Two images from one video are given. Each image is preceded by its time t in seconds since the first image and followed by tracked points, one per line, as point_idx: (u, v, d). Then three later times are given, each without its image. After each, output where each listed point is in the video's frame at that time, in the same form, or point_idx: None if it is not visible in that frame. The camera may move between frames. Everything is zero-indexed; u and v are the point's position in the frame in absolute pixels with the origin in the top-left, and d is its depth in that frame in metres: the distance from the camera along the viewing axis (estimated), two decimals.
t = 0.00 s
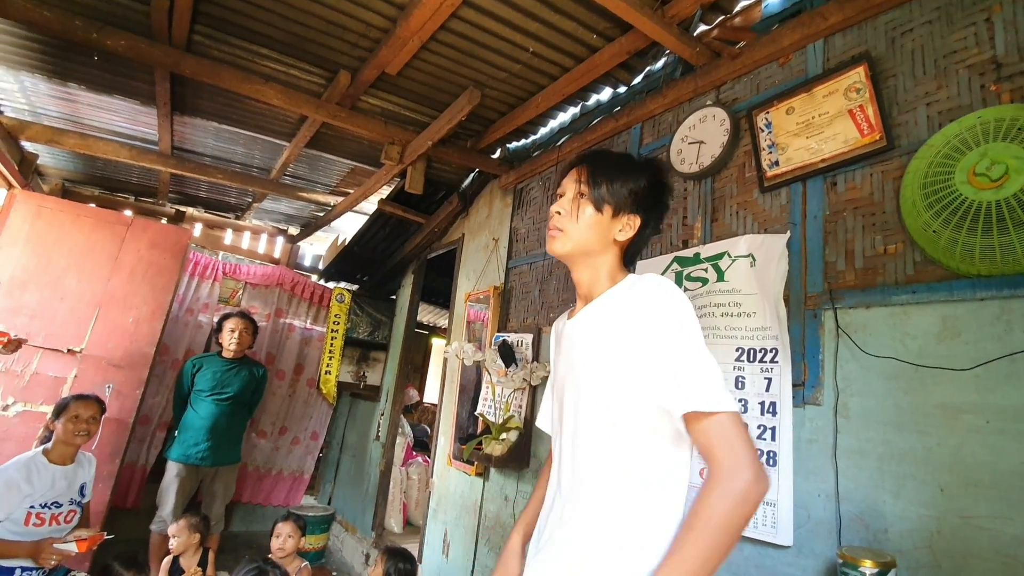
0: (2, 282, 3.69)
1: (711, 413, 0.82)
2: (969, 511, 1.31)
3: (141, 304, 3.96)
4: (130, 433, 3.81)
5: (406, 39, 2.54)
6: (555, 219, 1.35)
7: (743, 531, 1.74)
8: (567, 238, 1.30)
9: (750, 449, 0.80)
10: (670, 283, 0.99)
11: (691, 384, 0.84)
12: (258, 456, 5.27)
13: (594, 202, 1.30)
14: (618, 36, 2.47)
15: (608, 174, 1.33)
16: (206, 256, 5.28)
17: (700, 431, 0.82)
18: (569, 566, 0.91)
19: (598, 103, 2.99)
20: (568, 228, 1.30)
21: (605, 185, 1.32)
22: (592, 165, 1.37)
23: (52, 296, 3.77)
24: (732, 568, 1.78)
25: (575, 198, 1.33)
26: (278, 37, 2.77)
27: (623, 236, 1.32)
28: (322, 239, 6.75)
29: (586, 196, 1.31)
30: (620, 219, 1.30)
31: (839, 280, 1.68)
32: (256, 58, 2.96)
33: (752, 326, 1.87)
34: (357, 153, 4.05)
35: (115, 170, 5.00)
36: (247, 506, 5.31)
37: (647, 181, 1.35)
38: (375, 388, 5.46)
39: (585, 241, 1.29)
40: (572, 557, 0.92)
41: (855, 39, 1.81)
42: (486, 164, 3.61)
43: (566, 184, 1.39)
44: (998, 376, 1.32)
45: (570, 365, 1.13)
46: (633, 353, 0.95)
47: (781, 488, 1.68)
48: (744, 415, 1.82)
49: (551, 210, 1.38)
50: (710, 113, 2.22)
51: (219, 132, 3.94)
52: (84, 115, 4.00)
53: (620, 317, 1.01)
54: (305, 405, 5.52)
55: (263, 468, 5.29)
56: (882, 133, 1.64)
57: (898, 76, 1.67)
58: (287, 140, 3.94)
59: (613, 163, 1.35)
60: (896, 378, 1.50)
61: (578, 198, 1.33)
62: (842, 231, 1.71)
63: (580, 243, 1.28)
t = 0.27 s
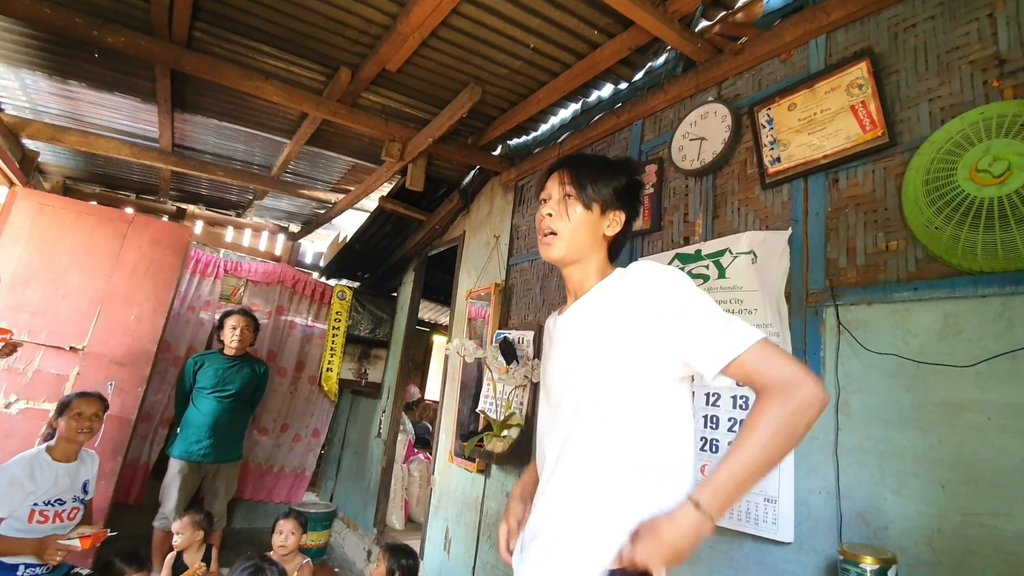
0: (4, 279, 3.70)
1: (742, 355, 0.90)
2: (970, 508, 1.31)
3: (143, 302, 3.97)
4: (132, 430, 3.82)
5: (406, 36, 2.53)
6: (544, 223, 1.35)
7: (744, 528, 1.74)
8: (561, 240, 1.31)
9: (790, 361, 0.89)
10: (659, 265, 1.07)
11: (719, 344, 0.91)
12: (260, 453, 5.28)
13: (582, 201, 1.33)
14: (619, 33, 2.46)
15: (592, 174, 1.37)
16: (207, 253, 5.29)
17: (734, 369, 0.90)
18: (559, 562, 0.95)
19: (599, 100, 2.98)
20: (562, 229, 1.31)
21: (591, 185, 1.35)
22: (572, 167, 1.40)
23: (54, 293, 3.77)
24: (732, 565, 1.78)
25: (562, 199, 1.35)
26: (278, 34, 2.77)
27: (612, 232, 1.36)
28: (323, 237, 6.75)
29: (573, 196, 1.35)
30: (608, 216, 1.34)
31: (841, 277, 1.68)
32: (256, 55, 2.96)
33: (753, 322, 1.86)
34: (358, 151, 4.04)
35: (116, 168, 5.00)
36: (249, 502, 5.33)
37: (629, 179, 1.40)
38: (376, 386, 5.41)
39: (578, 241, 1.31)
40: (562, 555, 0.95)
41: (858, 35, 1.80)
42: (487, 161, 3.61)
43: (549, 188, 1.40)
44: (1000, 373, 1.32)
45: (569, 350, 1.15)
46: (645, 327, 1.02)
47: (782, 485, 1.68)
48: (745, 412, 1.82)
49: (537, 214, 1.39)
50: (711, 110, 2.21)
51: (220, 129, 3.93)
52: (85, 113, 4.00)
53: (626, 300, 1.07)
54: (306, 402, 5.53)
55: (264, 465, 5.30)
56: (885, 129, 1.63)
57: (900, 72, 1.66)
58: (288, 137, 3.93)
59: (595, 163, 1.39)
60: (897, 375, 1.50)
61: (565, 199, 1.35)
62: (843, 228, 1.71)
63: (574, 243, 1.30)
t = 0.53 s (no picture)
0: (7, 278, 3.71)
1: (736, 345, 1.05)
2: (972, 505, 1.31)
3: (146, 300, 3.98)
4: (136, 428, 3.84)
5: (407, 33, 2.53)
6: (553, 214, 1.36)
7: (745, 525, 1.74)
8: (572, 231, 1.33)
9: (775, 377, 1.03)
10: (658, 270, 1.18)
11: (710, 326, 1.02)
12: (263, 450, 5.30)
13: (593, 195, 1.34)
14: (620, 29, 2.45)
15: (601, 168, 1.37)
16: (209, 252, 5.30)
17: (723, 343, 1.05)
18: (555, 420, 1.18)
19: (600, 97, 2.97)
20: (573, 222, 1.33)
21: (601, 179, 1.36)
22: (581, 160, 1.40)
23: (57, 292, 3.78)
24: (733, 562, 1.78)
25: (573, 191, 1.36)
26: (279, 32, 2.77)
27: (619, 226, 1.40)
28: (325, 235, 6.75)
29: (584, 189, 1.35)
30: (617, 210, 1.37)
31: (843, 274, 1.68)
32: (257, 53, 2.96)
33: (754, 320, 1.86)
34: (359, 148, 4.04)
35: (117, 166, 5.01)
36: (252, 499, 5.35)
37: (635, 174, 1.42)
38: (377, 383, 5.48)
39: (588, 234, 1.33)
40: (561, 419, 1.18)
41: (860, 31, 1.80)
42: (488, 158, 3.60)
43: (559, 179, 1.41)
44: (1002, 370, 1.32)
45: (577, 343, 1.24)
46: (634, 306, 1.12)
47: (783, 482, 1.68)
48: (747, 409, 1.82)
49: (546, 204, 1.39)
50: (713, 107, 2.21)
51: (221, 127, 3.93)
52: (87, 112, 4.00)
53: (620, 295, 1.17)
54: (309, 400, 5.54)
55: (267, 462, 5.32)
56: (887, 125, 1.63)
57: (903, 68, 1.65)
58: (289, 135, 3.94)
59: (604, 157, 1.40)
60: (899, 372, 1.50)
61: (576, 192, 1.36)
62: (845, 225, 1.70)
63: (585, 235, 1.33)
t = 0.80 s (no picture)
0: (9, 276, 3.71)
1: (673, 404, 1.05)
2: (975, 503, 1.31)
3: (147, 298, 3.98)
4: (138, 425, 3.85)
5: (407, 30, 2.52)
6: (558, 211, 1.36)
7: (747, 522, 1.74)
8: (576, 228, 1.33)
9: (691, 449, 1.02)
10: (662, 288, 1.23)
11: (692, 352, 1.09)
12: (265, 447, 5.31)
13: (597, 192, 1.33)
14: (622, 26, 2.44)
15: (606, 165, 1.37)
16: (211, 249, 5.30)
17: (660, 398, 1.05)
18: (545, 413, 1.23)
19: (602, 93, 2.96)
20: (576, 218, 1.33)
21: (605, 176, 1.35)
22: (586, 158, 1.40)
23: (59, 290, 3.79)
24: (735, 559, 1.78)
25: (577, 188, 1.35)
26: (280, 29, 2.76)
27: (622, 224, 1.39)
28: (326, 232, 6.76)
29: (588, 186, 1.35)
30: (621, 208, 1.36)
31: (845, 271, 1.67)
32: (258, 50, 2.95)
33: (756, 317, 1.86)
34: (360, 146, 4.04)
35: (119, 164, 5.01)
36: (254, 496, 5.37)
37: (640, 171, 1.41)
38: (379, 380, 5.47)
39: (591, 232, 1.33)
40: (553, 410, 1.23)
41: (863, 26, 1.79)
42: (490, 156, 3.60)
43: (564, 177, 1.40)
44: (1005, 367, 1.31)
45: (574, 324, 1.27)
46: (631, 318, 1.17)
47: (785, 479, 1.68)
48: (749, 406, 1.82)
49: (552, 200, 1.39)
50: (715, 103, 2.20)
51: (222, 124, 3.93)
52: (88, 109, 4.00)
53: (613, 298, 1.22)
54: (310, 397, 5.55)
55: (269, 459, 5.33)
56: (890, 121, 1.62)
57: (907, 64, 1.65)
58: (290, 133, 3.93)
59: (610, 154, 1.39)
60: (902, 369, 1.49)
61: (581, 189, 1.35)
62: (848, 222, 1.70)
63: (588, 232, 1.33)
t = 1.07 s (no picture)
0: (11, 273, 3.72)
1: (672, 395, 1.04)
2: (977, 500, 1.30)
3: (148, 295, 3.98)
4: (140, 422, 3.85)
5: (408, 26, 2.51)
6: (560, 214, 1.35)
7: (748, 519, 1.74)
8: (577, 231, 1.32)
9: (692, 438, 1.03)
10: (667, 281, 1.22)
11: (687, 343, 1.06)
12: (266, 444, 5.32)
13: (597, 195, 1.32)
14: (623, 22, 2.43)
15: (606, 167, 1.36)
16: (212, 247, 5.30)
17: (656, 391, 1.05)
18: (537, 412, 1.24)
19: (603, 90, 2.95)
20: (577, 221, 1.32)
21: (606, 178, 1.35)
22: (587, 161, 1.39)
23: (60, 287, 3.79)
24: (736, 556, 1.78)
25: (577, 192, 1.34)
26: (280, 25, 2.75)
27: (625, 225, 1.38)
28: (326, 230, 6.75)
29: (588, 189, 1.34)
30: (622, 210, 1.35)
31: (847, 268, 1.66)
32: (258, 47, 2.94)
33: (758, 315, 1.85)
34: (361, 143, 4.03)
35: (119, 162, 5.01)
36: (256, 493, 5.39)
37: (641, 172, 1.40)
38: (380, 378, 5.51)
39: (592, 234, 1.32)
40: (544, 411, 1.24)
41: (866, 22, 1.77)
42: (491, 153, 3.59)
43: (565, 181, 1.40)
44: (1008, 364, 1.30)
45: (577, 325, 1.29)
46: (631, 317, 1.16)
47: (786, 477, 1.67)
48: (750, 404, 1.82)
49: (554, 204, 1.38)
50: (717, 100, 2.19)
51: (222, 122, 3.92)
52: (89, 106, 4.00)
53: (615, 298, 1.21)
54: (311, 395, 5.56)
55: (270, 456, 5.34)
56: (893, 118, 1.61)
57: (910, 60, 1.64)
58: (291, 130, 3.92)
59: (610, 156, 1.39)
60: (904, 366, 1.49)
61: (580, 193, 1.34)
62: (850, 219, 1.69)
63: (588, 235, 1.32)
